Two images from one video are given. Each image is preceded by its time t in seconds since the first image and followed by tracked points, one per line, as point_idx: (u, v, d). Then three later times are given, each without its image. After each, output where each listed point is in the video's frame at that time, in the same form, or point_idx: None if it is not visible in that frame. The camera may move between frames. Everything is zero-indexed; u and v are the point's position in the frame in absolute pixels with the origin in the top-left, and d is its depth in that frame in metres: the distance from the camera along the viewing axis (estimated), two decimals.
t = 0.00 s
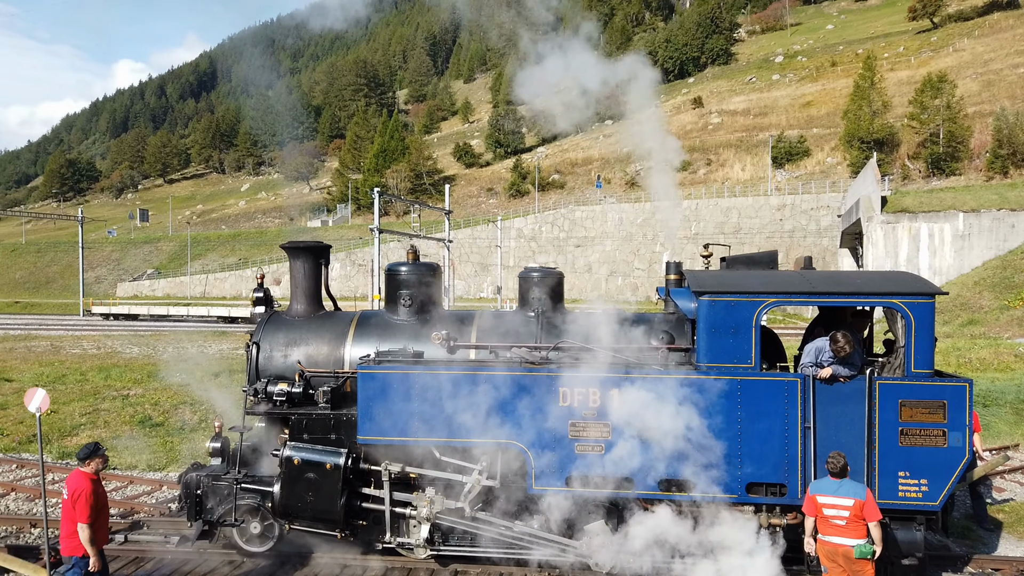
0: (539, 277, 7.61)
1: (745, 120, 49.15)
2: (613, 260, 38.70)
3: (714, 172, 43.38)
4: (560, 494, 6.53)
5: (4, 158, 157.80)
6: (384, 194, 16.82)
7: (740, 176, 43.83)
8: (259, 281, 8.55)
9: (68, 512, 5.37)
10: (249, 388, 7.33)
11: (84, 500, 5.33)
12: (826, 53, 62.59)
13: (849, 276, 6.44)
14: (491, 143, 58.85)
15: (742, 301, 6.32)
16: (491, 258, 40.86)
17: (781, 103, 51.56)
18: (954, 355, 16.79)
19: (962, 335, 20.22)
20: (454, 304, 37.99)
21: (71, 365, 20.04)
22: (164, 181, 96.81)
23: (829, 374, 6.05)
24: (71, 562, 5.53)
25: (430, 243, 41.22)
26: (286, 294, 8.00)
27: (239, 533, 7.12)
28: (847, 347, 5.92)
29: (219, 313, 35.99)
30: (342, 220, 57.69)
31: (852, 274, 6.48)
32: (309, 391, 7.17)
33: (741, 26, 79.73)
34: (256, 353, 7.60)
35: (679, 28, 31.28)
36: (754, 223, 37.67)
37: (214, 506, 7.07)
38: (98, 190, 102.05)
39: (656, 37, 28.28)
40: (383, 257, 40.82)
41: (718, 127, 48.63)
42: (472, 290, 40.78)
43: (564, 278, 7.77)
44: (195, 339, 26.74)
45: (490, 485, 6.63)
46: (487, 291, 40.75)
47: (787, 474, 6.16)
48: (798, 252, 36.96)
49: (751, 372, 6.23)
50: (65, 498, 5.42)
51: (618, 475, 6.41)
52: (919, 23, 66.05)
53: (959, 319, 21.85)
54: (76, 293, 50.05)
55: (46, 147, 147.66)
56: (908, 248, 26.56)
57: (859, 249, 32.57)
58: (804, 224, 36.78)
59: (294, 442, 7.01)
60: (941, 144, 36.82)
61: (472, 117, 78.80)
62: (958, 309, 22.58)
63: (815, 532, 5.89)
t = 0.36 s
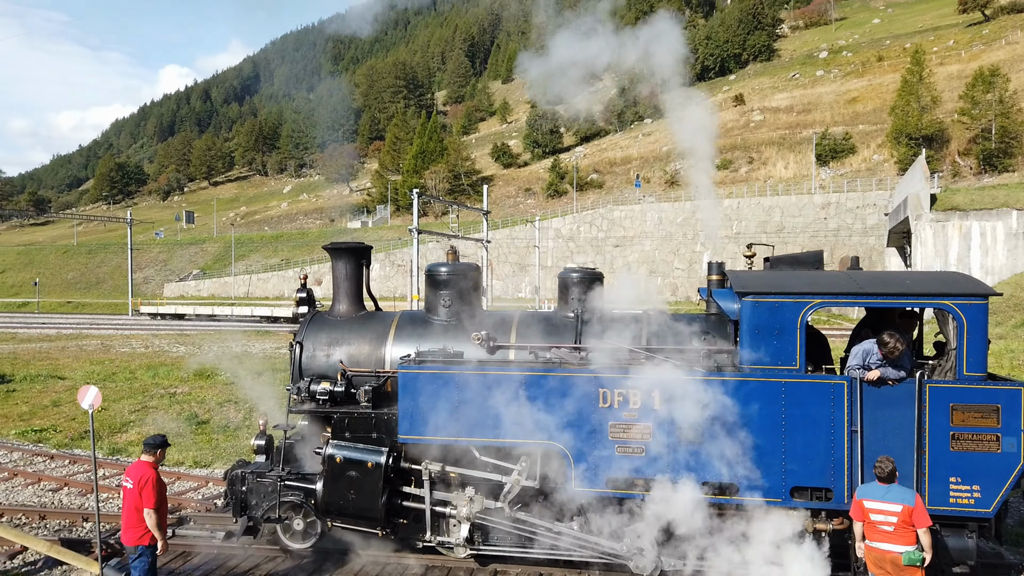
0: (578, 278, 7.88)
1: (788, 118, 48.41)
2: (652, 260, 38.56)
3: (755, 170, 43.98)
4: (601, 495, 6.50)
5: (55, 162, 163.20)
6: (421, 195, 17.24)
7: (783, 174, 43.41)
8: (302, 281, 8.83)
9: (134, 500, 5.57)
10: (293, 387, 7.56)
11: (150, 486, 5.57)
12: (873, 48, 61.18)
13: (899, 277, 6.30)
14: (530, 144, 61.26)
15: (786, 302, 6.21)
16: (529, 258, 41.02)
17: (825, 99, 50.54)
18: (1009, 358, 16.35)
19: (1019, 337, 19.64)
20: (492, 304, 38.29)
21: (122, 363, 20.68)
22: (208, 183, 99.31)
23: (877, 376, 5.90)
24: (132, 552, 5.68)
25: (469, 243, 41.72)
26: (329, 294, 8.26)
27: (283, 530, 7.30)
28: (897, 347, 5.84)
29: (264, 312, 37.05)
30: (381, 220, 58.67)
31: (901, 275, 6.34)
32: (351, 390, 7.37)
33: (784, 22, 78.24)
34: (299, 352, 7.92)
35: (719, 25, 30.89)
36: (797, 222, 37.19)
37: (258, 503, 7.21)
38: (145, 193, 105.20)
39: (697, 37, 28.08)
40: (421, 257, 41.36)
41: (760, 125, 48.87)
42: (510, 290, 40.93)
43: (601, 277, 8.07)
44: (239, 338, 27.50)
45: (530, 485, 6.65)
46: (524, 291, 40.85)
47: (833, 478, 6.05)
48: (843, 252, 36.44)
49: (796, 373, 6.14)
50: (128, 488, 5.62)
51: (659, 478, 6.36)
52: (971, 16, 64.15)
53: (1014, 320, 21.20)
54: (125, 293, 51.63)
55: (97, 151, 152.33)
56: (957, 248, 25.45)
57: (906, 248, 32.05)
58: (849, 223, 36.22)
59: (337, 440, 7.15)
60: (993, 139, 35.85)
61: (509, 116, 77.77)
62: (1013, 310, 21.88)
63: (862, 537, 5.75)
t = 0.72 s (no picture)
0: (608, 277, 7.84)
1: (821, 114, 47.52)
2: (682, 259, 38.21)
3: (788, 168, 43.51)
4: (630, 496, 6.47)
5: (93, 165, 167.08)
6: (449, 196, 17.31)
7: (816, 172, 42.82)
8: (334, 282, 9.04)
9: (184, 493, 5.70)
10: (325, 386, 7.72)
11: (201, 479, 5.70)
12: (909, 43, 59.95)
13: (937, 276, 6.17)
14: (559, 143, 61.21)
15: (821, 302, 6.12)
16: (558, 258, 41.09)
17: (860, 95, 49.67)
18: None
19: None
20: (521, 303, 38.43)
21: (157, 362, 21.06)
22: (240, 185, 101.08)
23: (915, 378, 5.78)
24: (182, 545, 5.77)
25: (498, 243, 41.95)
26: (360, 294, 8.44)
27: (314, 526, 7.38)
28: (938, 346, 5.72)
29: (295, 312, 37.53)
30: (410, 220, 59.32)
31: (940, 274, 6.20)
32: (381, 389, 7.48)
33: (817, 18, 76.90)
34: (331, 351, 8.12)
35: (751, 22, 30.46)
36: (831, 221, 36.78)
37: (290, 500, 7.31)
38: (179, 194, 107.25)
39: (726, 36, 27.81)
40: (450, 257, 41.65)
41: (792, 122, 47.89)
42: (539, 290, 41.03)
43: (631, 277, 7.97)
44: (271, 337, 27.94)
45: (560, 485, 6.64)
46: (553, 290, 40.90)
47: (869, 480, 5.94)
48: (878, 250, 35.93)
49: (830, 375, 6.04)
50: (176, 482, 5.72)
51: (690, 479, 6.29)
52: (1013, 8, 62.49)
53: None
54: (160, 292, 52.64)
55: (133, 153, 155.20)
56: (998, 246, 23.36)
57: (944, 247, 31.40)
58: (885, 221, 35.74)
59: (367, 438, 7.24)
60: None
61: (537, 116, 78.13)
62: None
63: (899, 541, 5.64)
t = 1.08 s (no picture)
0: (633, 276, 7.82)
1: (850, 111, 46.82)
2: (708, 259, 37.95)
3: (815, 166, 42.86)
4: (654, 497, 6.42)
5: (122, 167, 170.05)
6: (473, 196, 17.36)
7: (845, 170, 42.21)
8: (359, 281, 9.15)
9: (236, 493, 5.84)
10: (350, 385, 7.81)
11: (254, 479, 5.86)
12: (941, 38, 58.81)
13: (969, 274, 6.06)
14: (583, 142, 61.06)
15: (849, 301, 6.03)
16: (581, 257, 41.15)
17: (890, 92, 48.89)
18: None
19: None
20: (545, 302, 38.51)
21: (185, 360, 21.38)
22: (266, 185, 102.54)
23: (947, 378, 5.69)
24: (229, 544, 5.87)
25: (521, 243, 42.09)
26: (385, 293, 8.53)
27: (339, 524, 7.45)
28: (969, 344, 5.61)
29: (321, 311, 37.93)
30: (434, 220, 59.72)
31: (972, 273, 6.10)
32: (405, 388, 7.54)
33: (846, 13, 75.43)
34: (356, 350, 8.22)
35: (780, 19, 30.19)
36: (860, 219, 36.44)
37: (315, 498, 7.38)
38: (207, 195, 108.92)
39: (753, 34, 27.60)
40: (474, 257, 41.84)
41: (819, 120, 47.18)
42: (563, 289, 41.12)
43: (655, 276, 7.93)
44: (297, 336, 28.27)
45: (583, 485, 6.62)
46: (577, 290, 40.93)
47: (899, 483, 5.85)
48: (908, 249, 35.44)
49: (859, 375, 5.96)
50: (227, 482, 5.87)
51: (715, 480, 6.24)
52: None
53: None
54: (188, 292, 53.46)
55: (162, 155, 157.70)
56: None
57: (977, 246, 30.84)
58: (915, 220, 35.42)
59: (391, 437, 7.28)
60: None
61: (561, 115, 78.54)
62: None
63: (930, 545, 5.54)
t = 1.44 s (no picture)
0: (650, 276, 7.79)
1: (872, 110, 46.14)
2: (727, 259, 37.69)
3: (836, 165, 42.18)
4: (672, 497, 6.41)
5: (145, 168, 171.99)
6: (491, 196, 17.31)
7: (866, 169, 41.58)
8: (377, 281, 9.24)
9: (275, 489, 6.00)
10: (368, 383, 7.86)
11: (294, 476, 6.03)
12: (965, 34, 57.69)
13: (993, 274, 5.97)
14: (601, 142, 60.97)
15: (870, 302, 5.97)
16: (599, 257, 41.17)
17: (912, 90, 48.15)
18: None
19: None
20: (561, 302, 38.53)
21: (205, 360, 21.58)
22: (285, 186, 103.44)
23: (971, 380, 5.61)
24: (263, 543, 5.93)
25: (539, 243, 42.17)
26: (402, 293, 8.59)
27: (358, 524, 7.49)
28: (991, 345, 5.55)
29: (339, 312, 38.17)
30: (451, 220, 59.99)
31: (996, 272, 5.99)
32: (423, 388, 7.56)
33: (868, 9, 73.71)
34: (373, 350, 8.27)
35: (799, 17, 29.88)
36: (881, 218, 36.06)
37: (333, 497, 7.42)
38: (227, 196, 110.03)
39: (772, 33, 27.42)
40: (491, 257, 41.98)
41: (840, 118, 46.49)
42: (581, 289, 41.12)
43: (673, 276, 7.90)
44: (316, 335, 28.44)
45: (601, 486, 6.60)
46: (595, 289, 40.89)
47: (922, 486, 5.77)
48: (930, 249, 34.98)
49: (881, 376, 5.88)
50: (267, 478, 6.04)
51: (733, 482, 6.20)
52: None
53: None
54: (208, 292, 54.02)
55: (183, 157, 159.44)
56: None
57: (1001, 245, 30.32)
58: (938, 219, 34.99)
59: (409, 437, 7.31)
60: None
61: (579, 115, 78.26)
62: None
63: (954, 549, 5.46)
